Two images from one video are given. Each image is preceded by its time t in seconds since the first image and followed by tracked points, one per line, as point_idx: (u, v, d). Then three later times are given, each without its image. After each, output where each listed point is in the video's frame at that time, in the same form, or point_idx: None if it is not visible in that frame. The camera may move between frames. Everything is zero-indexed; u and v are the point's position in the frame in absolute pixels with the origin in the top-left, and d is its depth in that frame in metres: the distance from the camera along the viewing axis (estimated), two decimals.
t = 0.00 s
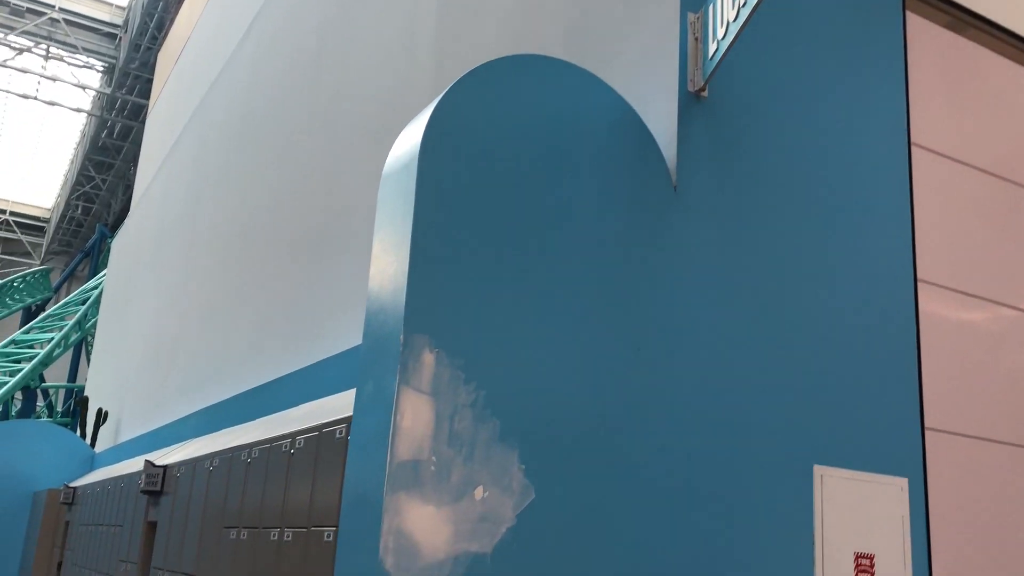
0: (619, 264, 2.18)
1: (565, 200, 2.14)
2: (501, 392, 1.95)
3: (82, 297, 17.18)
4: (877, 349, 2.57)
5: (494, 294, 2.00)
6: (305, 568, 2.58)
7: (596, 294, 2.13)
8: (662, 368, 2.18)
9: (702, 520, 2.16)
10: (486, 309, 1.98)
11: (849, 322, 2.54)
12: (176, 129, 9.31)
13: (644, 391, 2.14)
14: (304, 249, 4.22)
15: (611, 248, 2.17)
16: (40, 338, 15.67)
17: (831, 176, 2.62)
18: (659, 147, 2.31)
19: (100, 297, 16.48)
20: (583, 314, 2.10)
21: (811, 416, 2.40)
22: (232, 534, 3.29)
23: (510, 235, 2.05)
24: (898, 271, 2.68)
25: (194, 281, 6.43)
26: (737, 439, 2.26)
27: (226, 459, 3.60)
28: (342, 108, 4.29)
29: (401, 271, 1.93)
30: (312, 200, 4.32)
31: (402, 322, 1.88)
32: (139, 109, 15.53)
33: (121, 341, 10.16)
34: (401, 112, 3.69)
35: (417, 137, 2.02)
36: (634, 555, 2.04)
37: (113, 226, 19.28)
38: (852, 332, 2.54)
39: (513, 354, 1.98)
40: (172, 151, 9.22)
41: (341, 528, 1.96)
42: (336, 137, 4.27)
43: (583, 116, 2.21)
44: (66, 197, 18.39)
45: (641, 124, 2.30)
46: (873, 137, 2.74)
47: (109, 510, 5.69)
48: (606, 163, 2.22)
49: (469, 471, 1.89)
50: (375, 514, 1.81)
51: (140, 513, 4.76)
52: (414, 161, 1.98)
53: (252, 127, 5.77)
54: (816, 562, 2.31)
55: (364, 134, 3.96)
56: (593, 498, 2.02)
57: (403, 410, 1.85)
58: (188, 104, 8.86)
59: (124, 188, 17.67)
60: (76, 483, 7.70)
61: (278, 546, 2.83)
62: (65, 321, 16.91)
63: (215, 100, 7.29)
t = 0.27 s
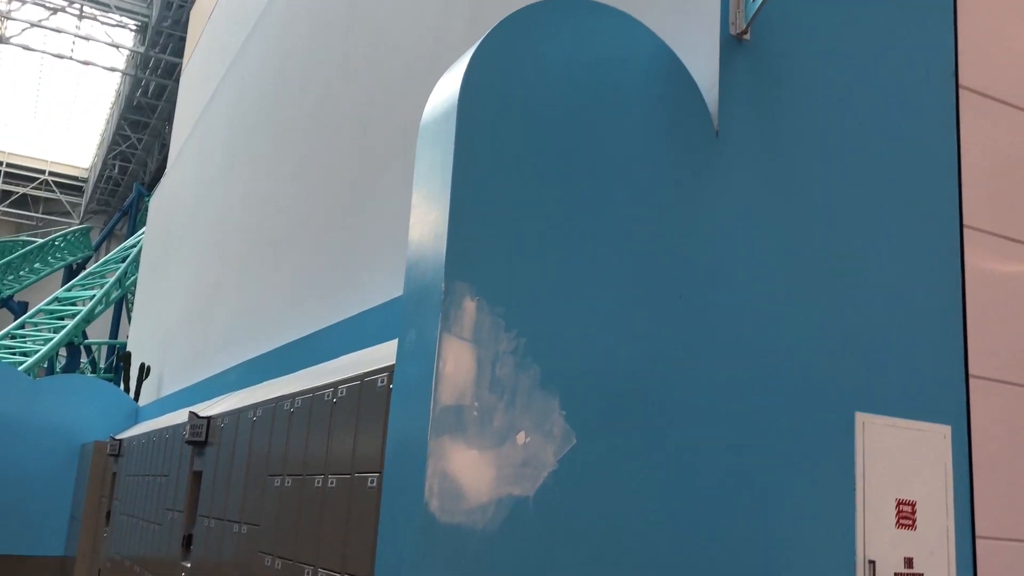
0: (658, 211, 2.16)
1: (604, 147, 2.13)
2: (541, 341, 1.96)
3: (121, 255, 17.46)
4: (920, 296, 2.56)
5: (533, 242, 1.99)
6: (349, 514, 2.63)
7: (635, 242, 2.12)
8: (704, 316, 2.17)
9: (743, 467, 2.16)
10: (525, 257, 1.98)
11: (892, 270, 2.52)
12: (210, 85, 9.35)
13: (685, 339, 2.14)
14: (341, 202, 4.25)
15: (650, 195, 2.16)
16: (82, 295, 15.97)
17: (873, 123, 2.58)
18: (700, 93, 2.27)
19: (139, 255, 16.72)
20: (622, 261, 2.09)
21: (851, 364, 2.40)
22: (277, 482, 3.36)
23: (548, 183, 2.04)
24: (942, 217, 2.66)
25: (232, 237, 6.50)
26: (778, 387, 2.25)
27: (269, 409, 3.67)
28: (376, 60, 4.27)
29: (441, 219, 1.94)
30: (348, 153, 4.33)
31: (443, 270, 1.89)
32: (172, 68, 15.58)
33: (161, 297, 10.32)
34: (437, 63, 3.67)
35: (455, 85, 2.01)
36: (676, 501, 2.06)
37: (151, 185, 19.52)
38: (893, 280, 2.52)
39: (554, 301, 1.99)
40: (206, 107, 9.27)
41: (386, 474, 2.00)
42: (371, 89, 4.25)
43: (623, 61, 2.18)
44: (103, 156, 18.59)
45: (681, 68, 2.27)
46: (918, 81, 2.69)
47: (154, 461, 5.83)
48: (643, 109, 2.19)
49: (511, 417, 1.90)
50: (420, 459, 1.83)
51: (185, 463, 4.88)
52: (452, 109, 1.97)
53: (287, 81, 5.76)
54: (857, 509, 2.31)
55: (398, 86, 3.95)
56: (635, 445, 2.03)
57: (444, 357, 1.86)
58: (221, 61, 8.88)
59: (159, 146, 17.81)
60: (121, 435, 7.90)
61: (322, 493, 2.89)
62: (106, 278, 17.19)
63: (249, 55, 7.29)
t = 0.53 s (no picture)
0: (705, 159, 2.14)
1: (649, 94, 2.10)
2: (587, 290, 1.96)
3: (162, 215, 17.69)
4: (971, 244, 2.54)
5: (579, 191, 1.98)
6: (396, 463, 2.67)
7: (682, 190, 2.10)
8: (752, 264, 2.16)
9: (790, 414, 2.16)
10: (572, 207, 1.97)
11: (942, 218, 2.49)
12: (246, 43, 9.34)
13: (733, 288, 2.13)
14: (382, 157, 4.25)
15: (698, 142, 2.13)
16: (125, 256, 16.23)
17: (924, 66, 2.52)
18: (747, 38, 2.23)
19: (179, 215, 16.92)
20: (670, 210, 2.08)
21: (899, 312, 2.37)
22: (324, 433, 3.42)
23: (593, 132, 2.02)
24: (994, 164, 2.64)
25: (273, 194, 6.55)
26: (825, 334, 2.24)
27: (315, 362, 3.72)
28: (415, 12, 4.23)
29: (487, 169, 1.93)
30: (388, 106, 4.32)
31: (489, 221, 1.88)
32: (208, 28, 15.59)
33: (203, 256, 10.45)
34: (476, 12, 3.63)
35: (498, 34, 1.99)
36: (723, 448, 2.06)
37: (189, 146, 19.66)
38: (944, 228, 2.49)
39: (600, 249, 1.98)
40: (243, 65, 9.27)
41: (434, 421, 2.02)
42: (410, 41, 4.23)
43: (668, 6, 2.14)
44: (142, 117, 18.74)
45: (728, 13, 2.23)
46: (972, 25, 2.64)
47: (202, 415, 5.95)
48: (690, 56, 2.15)
49: (558, 365, 1.91)
50: (468, 406, 1.85)
51: (233, 416, 4.98)
52: (496, 58, 1.96)
53: (324, 36, 5.75)
54: (905, 457, 2.30)
55: (437, 37, 3.92)
56: (682, 394, 2.03)
57: (492, 307, 1.87)
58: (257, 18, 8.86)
59: (196, 107, 17.90)
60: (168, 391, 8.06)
61: (369, 444, 2.93)
62: (148, 238, 17.44)
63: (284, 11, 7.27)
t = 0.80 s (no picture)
0: (759, 106, 2.10)
1: (701, 42, 2.07)
2: (639, 241, 1.95)
3: (207, 180, 17.89)
4: None
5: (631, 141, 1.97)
6: (447, 416, 2.70)
7: (735, 138, 2.07)
8: (806, 212, 2.13)
9: (843, 364, 2.14)
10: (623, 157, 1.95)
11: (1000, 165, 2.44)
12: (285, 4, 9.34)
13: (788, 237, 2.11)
14: (426, 113, 4.25)
15: (751, 89, 2.10)
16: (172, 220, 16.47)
17: (984, 8, 2.46)
18: None
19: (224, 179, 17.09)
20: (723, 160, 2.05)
21: (956, 261, 2.33)
22: (374, 389, 3.46)
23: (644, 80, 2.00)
24: None
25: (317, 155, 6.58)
26: (881, 283, 2.20)
27: (364, 320, 3.76)
28: None
29: (537, 120, 1.92)
30: (430, 63, 4.31)
31: (540, 172, 1.88)
32: None
33: (248, 219, 10.57)
34: None
35: None
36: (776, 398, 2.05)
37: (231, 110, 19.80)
38: (1004, 175, 2.44)
39: (650, 199, 1.97)
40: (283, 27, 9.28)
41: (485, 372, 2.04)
42: None
43: None
44: (184, 83, 18.88)
45: None
46: None
47: (253, 374, 6.06)
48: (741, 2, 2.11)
49: (611, 316, 1.91)
50: (521, 357, 1.86)
51: (283, 374, 5.06)
52: (545, 8, 1.94)
53: None
54: (962, 408, 2.27)
55: None
56: (735, 344, 2.02)
57: (544, 258, 1.87)
58: None
59: (237, 71, 17.98)
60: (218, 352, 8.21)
61: (419, 398, 2.97)
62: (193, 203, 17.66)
63: None
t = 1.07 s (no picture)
0: (816, 56, 2.06)
1: None
2: (694, 195, 1.93)
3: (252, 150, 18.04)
4: None
5: (685, 94, 1.94)
6: (500, 376, 2.71)
7: (791, 89, 2.03)
8: (866, 164, 2.09)
9: (904, 319, 2.10)
10: (677, 111, 1.93)
11: None
12: None
13: (846, 190, 2.07)
14: (470, 75, 4.24)
15: (808, 39, 2.05)
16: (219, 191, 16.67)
17: None
18: None
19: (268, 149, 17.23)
20: (779, 111, 2.02)
21: None
22: (425, 351, 3.49)
23: (699, 32, 1.96)
24: None
25: (361, 122, 6.60)
26: (941, 237, 2.15)
27: (413, 284, 3.78)
28: None
29: (589, 75, 1.91)
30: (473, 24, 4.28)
31: (593, 128, 1.87)
32: None
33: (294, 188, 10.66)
34: None
35: None
36: (833, 354, 2.02)
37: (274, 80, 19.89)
38: None
39: (704, 154, 1.95)
40: None
41: (540, 331, 2.04)
42: None
43: None
44: (226, 54, 19.01)
45: None
46: None
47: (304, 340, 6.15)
48: None
49: (666, 271, 1.90)
50: (575, 315, 1.86)
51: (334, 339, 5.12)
52: None
53: None
54: None
55: None
56: (794, 298, 2.00)
57: (598, 213, 1.86)
58: None
59: (277, 41, 18.03)
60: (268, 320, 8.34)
61: (471, 360, 2.98)
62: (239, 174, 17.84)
63: None
